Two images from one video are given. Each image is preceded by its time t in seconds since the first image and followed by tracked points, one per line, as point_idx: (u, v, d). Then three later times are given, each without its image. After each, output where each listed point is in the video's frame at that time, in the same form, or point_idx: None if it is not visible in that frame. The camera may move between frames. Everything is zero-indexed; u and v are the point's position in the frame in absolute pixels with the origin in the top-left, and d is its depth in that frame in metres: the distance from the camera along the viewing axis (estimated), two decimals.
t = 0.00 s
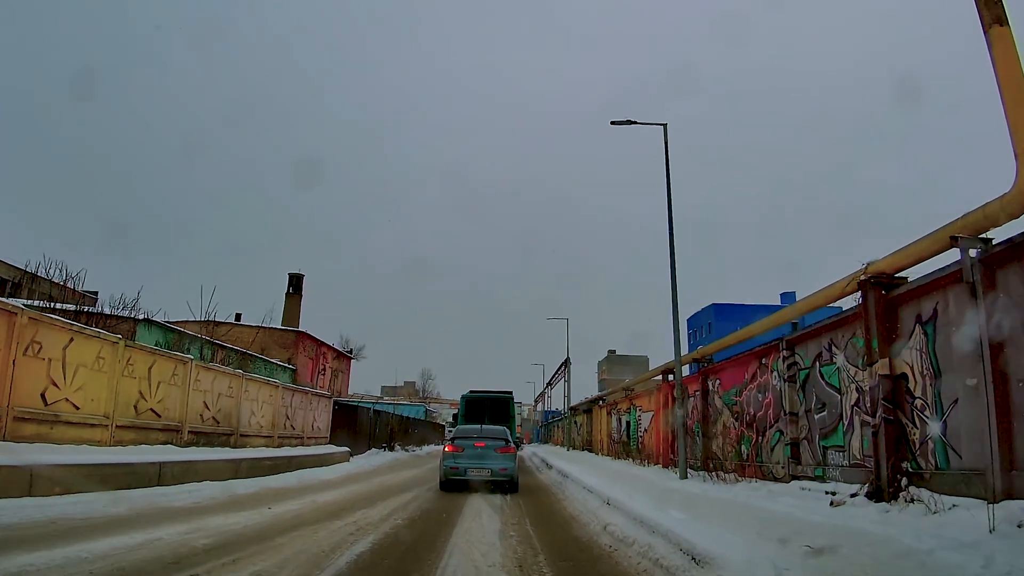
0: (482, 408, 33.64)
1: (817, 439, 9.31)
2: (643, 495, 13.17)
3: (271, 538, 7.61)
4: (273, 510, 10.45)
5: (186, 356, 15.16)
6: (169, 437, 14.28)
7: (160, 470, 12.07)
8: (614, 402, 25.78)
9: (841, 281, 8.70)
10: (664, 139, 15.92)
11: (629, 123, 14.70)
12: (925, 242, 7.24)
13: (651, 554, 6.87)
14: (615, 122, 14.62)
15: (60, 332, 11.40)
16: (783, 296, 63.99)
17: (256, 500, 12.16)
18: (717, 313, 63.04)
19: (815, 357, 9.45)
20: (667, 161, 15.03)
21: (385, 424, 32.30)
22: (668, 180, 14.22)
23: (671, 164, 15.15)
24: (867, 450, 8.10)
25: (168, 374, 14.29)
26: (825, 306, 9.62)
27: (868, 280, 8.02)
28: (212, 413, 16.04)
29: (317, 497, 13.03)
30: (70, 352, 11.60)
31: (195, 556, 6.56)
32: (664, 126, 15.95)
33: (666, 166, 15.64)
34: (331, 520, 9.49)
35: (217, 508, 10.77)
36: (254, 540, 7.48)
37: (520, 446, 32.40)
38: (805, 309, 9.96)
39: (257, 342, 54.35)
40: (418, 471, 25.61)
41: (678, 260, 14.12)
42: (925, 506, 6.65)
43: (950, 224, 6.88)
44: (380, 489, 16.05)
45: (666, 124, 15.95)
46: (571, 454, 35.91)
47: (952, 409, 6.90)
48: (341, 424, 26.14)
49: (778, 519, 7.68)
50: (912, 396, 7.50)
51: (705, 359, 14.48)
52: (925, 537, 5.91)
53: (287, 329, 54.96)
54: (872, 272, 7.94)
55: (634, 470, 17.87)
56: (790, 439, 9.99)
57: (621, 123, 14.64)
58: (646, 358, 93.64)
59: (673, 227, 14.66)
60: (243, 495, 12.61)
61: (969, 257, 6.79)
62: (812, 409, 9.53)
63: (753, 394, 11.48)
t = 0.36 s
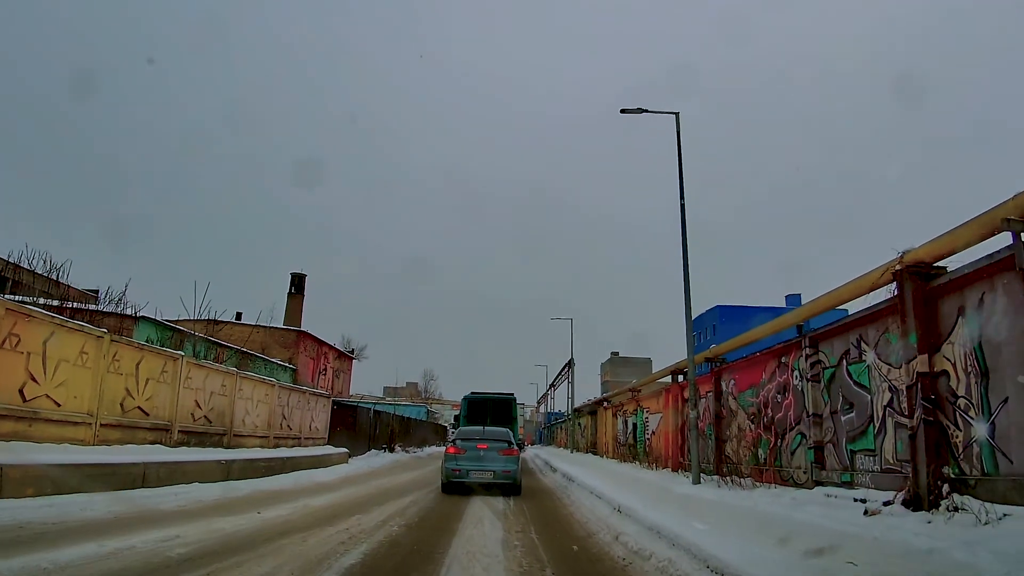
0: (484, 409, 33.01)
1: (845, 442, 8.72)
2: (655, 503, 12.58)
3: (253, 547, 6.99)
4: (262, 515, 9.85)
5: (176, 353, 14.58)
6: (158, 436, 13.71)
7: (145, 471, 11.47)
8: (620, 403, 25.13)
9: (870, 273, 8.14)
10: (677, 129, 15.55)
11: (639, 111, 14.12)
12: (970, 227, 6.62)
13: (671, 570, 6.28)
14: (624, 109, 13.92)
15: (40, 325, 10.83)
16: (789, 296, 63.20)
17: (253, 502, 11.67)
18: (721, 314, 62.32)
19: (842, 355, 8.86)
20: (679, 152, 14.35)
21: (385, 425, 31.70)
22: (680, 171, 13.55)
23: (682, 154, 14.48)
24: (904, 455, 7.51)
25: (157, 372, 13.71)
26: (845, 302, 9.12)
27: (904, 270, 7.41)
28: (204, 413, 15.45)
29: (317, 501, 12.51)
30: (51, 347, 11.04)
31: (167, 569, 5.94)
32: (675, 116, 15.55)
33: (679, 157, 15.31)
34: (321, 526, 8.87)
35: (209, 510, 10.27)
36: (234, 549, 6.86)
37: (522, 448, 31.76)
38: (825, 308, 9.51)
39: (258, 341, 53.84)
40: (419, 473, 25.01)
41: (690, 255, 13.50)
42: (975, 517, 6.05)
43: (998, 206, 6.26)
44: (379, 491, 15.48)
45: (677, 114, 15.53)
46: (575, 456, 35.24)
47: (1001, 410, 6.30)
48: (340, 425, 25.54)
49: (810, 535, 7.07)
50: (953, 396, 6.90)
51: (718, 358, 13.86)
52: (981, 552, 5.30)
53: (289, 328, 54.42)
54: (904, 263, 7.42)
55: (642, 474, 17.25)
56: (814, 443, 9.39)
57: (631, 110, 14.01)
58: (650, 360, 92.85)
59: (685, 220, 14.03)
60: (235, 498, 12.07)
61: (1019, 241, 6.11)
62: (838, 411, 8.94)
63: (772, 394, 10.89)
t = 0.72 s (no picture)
0: (486, 407, 32.43)
1: (873, 441, 8.19)
2: (668, 506, 12.04)
3: (233, 556, 6.38)
4: (249, 518, 9.27)
5: (165, 347, 14.02)
6: (146, 434, 13.15)
7: (128, 471, 10.89)
8: (625, 400, 24.55)
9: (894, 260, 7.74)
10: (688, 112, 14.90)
11: (649, 93, 13.49)
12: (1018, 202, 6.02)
13: None
14: (632, 93, 13.25)
15: (17, 317, 10.26)
16: (793, 293, 62.49)
17: (248, 503, 11.20)
18: (725, 313, 61.47)
19: (870, 347, 8.33)
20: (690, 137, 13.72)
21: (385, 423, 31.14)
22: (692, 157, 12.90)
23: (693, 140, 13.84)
24: (942, 454, 6.97)
25: (144, 367, 13.15)
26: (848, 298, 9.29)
27: (942, 252, 6.83)
28: (195, 410, 14.89)
29: (316, 501, 12.04)
30: (29, 340, 10.47)
31: None
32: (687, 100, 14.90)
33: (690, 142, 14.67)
34: (311, 530, 8.27)
35: (197, 512, 9.77)
36: (211, 558, 6.26)
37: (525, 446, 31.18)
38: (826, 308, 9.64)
39: (258, 338, 53.32)
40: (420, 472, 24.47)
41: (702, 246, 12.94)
42: None
43: None
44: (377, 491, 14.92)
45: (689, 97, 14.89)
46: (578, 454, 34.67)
47: None
48: (338, 423, 24.98)
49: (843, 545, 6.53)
50: (998, 389, 6.32)
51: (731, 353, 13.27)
52: None
53: (288, 325, 53.86)
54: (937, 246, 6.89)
55: (650, 474, 16.69)
56: (838, 442, 8.86)
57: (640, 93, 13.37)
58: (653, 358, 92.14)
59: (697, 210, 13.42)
60: (228, 499, 11.59)
61: None
62: (865, 407, 8.41)
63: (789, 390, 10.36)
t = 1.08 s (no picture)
0: (487, 408, 31.85)
1: (904, 441, 7.65)
2: (680, 512, 11.44)
3: (210, 570, 5.80)
4: (235, 525, 8.69)
5: (153, 345, 13.49)
6: (131, 435, 12.67)
7: (110, 474, 10.32)
8: (630, 401, 23.96)
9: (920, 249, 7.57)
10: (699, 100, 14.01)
11: (657, 78, 12.87)
12: None
13: None
14: (640, 78, 12.66)
15: None
16: (797, 293, 61.94)
17: (240, 507, 10.67)
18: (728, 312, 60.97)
19: (900, 340, 7.80)
20: (701, 124, 13.14)
21: (384, 425, 30.55)
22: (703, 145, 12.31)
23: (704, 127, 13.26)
24: (986, 455, 6.42)
25: (130, 365, 12.63)
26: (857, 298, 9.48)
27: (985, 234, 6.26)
28: (185, 410, 14.34)
29: (312, 504, 11.52)
30: (6, 335, 9.92)
31: None
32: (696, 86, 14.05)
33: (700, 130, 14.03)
34: (299, 539, 7.69)
35: (182, 518, 9.23)
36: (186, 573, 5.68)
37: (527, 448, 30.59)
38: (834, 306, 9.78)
39: (256, 338, 52.79)
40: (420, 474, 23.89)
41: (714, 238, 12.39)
42: None
43: None
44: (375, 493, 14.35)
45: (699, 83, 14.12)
46: (581, 456, 34.07)
47: None
48: (336, 424, 24.42)
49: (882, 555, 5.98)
50: None
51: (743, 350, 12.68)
52: None
53: (288, 326, 53.27)
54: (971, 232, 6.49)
55: (658, 476, 16.12)
56: (864, 442, 8.32)
57: (648, 78, 12.77)
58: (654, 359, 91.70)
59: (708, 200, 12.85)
60: (218, 503, 11.06)
61: None
62: (894, 404, 7.87)
63: (808, 387, 9.82)
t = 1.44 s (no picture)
0: (488, 406, 31.37)
1: (933, 441, 7.19)
2: (691, 515, 10.90)
3: None
4: (222, 528, 8.23)
5: (142, 339, 13.08)
6: (118, 432, 12.22)
7: (92, 474, 9.89)
8: (634, 400, 23.50)
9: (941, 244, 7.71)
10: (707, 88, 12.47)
11: (665, 64, 12.38)
12: None
13: None
14: (647, 63, 12.18)
15: None
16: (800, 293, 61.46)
17: (231, 509, 10.21)
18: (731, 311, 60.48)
19: (928, 334, 7.36)
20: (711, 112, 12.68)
21: (383, 423, 30.06)
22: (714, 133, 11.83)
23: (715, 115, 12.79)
24: None
25: (117, 360, 12.21)
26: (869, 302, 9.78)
27: None
28: (176, 408, 13.91)
29: (305, 505, 11.07)
30: None
31: None
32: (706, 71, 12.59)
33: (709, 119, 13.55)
34: (287, 545, 7.21)
35: (165, 521, 8.78)
36: None
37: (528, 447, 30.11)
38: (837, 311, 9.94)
39: (255, 336, 52.34)
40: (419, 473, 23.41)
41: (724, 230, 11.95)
42: None
43: None
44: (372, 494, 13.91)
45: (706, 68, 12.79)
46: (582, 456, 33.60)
47: None
48: (334, 423, 23.95)
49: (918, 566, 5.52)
50: None
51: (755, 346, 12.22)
52: None
53: (286, 323, 52.75)
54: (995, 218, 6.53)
55: (664, 476, 15.64)
56: (888, 442, 7.87)
57: (656, 64, 12.29)
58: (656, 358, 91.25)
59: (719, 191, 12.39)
60: (208, 505, 10.61)
61: None
62: (923, 401, 7.41)
63: (826, 384, 9.38)
